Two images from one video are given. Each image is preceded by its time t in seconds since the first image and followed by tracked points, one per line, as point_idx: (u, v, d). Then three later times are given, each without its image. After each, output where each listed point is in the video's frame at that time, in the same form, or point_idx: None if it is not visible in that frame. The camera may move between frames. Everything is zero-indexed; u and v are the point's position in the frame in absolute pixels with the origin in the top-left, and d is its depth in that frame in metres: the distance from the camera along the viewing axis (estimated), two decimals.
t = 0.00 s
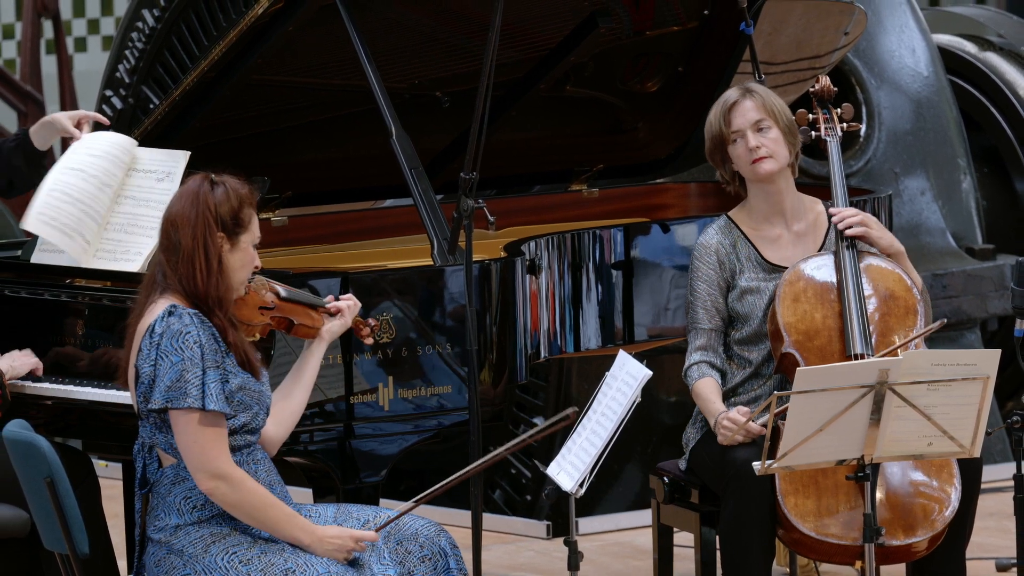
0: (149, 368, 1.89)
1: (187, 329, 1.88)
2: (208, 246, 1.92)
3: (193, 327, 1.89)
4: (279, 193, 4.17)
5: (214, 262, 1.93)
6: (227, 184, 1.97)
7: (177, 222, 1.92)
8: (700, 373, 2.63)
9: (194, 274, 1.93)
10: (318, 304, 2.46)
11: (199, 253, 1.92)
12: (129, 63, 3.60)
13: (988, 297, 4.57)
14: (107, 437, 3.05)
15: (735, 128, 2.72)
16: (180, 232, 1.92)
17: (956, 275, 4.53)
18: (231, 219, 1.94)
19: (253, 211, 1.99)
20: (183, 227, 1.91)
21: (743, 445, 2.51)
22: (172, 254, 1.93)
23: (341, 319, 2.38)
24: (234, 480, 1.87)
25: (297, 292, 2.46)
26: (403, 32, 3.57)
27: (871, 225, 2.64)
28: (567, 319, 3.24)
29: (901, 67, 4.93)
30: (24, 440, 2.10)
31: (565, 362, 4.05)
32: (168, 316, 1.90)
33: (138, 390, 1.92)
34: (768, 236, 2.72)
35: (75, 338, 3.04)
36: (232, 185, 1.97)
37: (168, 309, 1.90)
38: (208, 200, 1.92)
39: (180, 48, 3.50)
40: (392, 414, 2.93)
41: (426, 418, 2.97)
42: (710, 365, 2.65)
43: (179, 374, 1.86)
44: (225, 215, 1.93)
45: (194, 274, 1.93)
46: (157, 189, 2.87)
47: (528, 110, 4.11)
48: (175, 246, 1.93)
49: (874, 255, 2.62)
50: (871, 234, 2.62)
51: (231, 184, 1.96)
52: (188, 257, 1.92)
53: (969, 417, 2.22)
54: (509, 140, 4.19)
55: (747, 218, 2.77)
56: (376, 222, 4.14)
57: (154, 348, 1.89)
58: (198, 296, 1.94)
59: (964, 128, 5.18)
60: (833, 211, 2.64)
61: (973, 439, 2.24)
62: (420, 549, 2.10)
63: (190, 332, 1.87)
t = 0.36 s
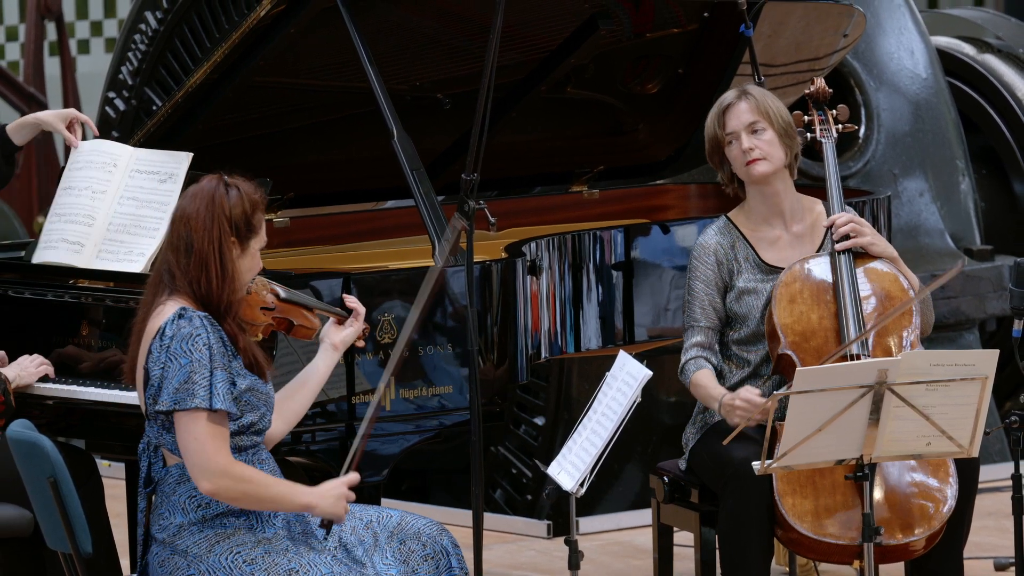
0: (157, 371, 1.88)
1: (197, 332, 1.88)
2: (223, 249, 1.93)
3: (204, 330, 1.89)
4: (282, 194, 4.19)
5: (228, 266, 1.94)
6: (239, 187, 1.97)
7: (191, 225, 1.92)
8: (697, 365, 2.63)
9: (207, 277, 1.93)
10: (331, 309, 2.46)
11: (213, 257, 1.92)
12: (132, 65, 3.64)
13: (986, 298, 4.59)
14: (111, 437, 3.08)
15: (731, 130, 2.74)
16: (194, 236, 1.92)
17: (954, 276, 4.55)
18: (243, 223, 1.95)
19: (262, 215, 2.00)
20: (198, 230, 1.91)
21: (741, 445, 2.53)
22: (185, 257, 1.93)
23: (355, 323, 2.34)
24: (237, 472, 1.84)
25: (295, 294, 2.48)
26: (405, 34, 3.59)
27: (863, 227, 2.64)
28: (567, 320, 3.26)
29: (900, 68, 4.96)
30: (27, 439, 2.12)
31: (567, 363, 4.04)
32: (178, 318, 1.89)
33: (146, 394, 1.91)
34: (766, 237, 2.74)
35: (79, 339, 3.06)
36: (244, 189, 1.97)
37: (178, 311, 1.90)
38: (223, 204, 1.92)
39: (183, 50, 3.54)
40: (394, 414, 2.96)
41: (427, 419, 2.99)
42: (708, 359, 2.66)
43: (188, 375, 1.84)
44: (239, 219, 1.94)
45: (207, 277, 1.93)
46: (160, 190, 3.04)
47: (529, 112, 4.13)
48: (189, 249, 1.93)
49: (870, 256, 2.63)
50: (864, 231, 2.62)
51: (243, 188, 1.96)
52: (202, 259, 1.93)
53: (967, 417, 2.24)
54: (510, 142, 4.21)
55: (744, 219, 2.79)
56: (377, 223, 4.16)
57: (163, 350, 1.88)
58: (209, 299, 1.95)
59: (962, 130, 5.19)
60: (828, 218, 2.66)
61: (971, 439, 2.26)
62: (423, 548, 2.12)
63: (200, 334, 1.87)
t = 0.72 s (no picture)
0: (173, 358, 1.92)
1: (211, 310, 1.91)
2: (236, 248, 1.95)
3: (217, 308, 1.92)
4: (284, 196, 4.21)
5: (241, 265, 1.96)
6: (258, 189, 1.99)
7: (208, 222, 1.95)
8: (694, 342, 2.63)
9: (219, 272, 1.96)
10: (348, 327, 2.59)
11: (226, 254, 1.95)
12: (135, 67, 3.76)
13: (985, 298, 4.61)
14: (114, 437, 3.10)
15: (733, 137, 2.74)
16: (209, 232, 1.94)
17: (953, 277, 4.56)
18: (258, 225, 1.97)
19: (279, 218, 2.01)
20: (214, 228, 1.94)
21: (740, 446, 2.55)
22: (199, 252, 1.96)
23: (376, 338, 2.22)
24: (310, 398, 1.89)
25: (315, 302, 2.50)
26: (407, 36, 3.61)
27: (858, 228, 2.63)
28: (568, 321, 3.27)
29: (898, 70, 4.98)
30: (31, 439, 2.14)
31: (568, 363, 4.07)
32: (189, 304, 1.93)
33: (158, 382, 1.94)
34: (766, 238, 2.76)
35: (83, 339, 3.08)
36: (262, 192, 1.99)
37: (187, 300, 1.94)
38: (239, 204, 1.94)
39: (185, 52, 3.59)
40: (394, 414, 2.97)
41: (428, 419, 3.00)
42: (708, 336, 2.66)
43: (219, 347, 1.88)
44: (254, 220, 1.95)
45: (220, 273, 1.96)
46: (162, 191, 3.11)
47: (530, 113, 4.16)
48: (204, 244, 1.96)
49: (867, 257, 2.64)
50: (861, 233, 2.61)
51: (258, 191, 1.98)
52: (215, 256, 1.95)
53: (965, 417, 2.25)
54: (510, 143, 4.23)
55: (743, 220, 2.80)
56: (379, 224, 4.18)
57: (178, 337, 1.91)
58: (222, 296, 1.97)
59: (961, 131, 5.21)
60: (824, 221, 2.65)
61: (970, 439, 2.28)
62: (424, 549, 2.12)
63: (214, 310, 1.90)
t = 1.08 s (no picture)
0: (207, 357, 1.97)
1: (253, 314, 1.97)
2: (294, 270, 1.98)
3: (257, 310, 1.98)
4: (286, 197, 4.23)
5: (307, 287, 2.00)
6: (329, 218, 2.02)
7: (272, 238, 1.98)
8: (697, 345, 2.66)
9: (273, 287, 2.00)
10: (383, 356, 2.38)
11: (291, 276, 1.98)
12: (138, 69, 3.80)
13: (983, 299, 4.63)
14: (118, 437, 3.12)
15: (744, 165, 2.70)
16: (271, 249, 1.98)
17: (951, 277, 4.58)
18: (321, 253, 1.99)
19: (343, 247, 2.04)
20: (277, 246, 1.97)
21: (739, 446, 2.56)
22: (257, 264, 2.00)
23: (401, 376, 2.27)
24: (363, 387, 2.01)
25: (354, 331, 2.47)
26: (408, 38, 3.63)
27: (855, 230, 2.64)
28: (569, 321, 3.29)
29: (897, 72, 5.00)
30: (34, 438, 2.15)
31: (568, 364, 4.09)
32: (230, 306, 1.99)
33: (186, 377, 2.00)
34: (765, 242, 2.78)
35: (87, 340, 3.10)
36: (333, 221, 2.02)
37: (230, 302, 2.00)
38: (307, 228, 1.98)
39: (186, 54, 3.61)
40: (395, 414, 3.00)
41: (429, 419, 3.03)
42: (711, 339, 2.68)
43: (265, 353, 1.94)
44: (317, 247, 1.98)
45: (273, 288, 2.00)
46: (165, 193, 3.13)
47: (531, 115, 4.18)
48: (263, 257, 1.99)
49: (866, 258, 2.66)
50: (858, 233, 2.63)
51: (328, 221, 2.01)
52: (271, 270, 1.99)
53: (963, 417, 2.27)
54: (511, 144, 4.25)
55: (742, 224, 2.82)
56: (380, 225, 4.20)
57: (216, 336, 1.97)
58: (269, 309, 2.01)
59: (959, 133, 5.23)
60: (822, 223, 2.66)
61: (968, 438, 2.30)
62: (425, 551, 2.12)
63: (259, 315, 1.96)
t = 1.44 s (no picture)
0: (203, 367, 1.98)
1: (251, 330, 1.97)
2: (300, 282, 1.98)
3: (258, 327, 1.98)
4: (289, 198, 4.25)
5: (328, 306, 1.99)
6: (339, 233, 2.02)
7: (280, 249, 1.99)
8: (692, 340, 2.69)
9: (279, 299, 2.00)
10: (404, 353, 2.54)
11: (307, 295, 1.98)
12: (140, 71, 3.83)
13: (981, 300, 4.64)
14: (121, 437, 3.14)
15: (751, 150, 2.72)
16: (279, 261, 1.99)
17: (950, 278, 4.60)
18: (329, 267, 2.00)
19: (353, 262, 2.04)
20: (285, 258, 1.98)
21: (739, 445, 2.57)
22: (264, 275, 2.01)
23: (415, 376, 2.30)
24: (354, 410, 2.00)
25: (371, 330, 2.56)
26: (410, 40, 3.65)
27: (854, 228, 2.66)
28: (570, 322, 3.31)
29: (896, 74, 5.02)
30: (37, 438, 2.17)
31: (568, 364, 4.15)
32: (230, 318, 1.99)
33: (184, 385, 2.02)
34: (766, 240, 2.79)
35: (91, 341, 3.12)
36: (343, 236, 2.02)
37: (232, 312, 2.00)
38: (314, 241, 1.98)
39: (189, 55, 3.65)
40: (398, 414, 3.04)
41: (432, 418, 3.05)
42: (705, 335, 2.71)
43: (258, 372, 1.95)
44: (324, 261, 1.98)
45: (279, 300, 2.01)
46: (168, 194, 3.15)
47: (532, 116, 4.20)
48: (271, 268, 2.00)
49: (866, 258, 2.68)
50: (857, 233, 2.64)
51: (337, 235, 2.01)
52: (277, 282, 2.00)
53: (962, 418, 2.29)
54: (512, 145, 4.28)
55: (744, 221, 2.83)
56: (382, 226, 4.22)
57: (213, 348, 1.98)
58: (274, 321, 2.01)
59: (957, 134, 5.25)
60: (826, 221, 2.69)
61: (966, 439, 2.32)
62: (427, 549, 2.14)
63: (256, 332, 1.95)
